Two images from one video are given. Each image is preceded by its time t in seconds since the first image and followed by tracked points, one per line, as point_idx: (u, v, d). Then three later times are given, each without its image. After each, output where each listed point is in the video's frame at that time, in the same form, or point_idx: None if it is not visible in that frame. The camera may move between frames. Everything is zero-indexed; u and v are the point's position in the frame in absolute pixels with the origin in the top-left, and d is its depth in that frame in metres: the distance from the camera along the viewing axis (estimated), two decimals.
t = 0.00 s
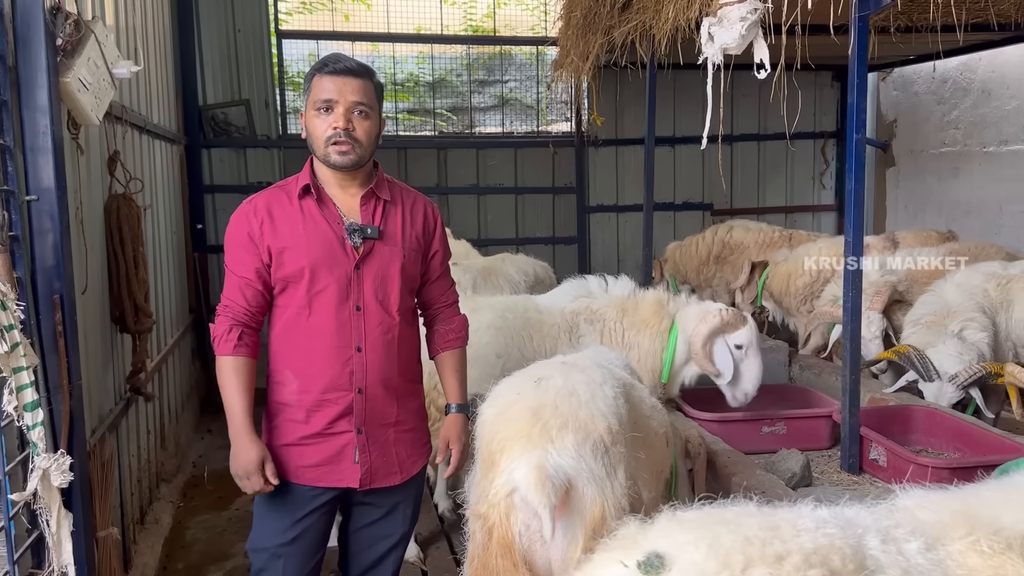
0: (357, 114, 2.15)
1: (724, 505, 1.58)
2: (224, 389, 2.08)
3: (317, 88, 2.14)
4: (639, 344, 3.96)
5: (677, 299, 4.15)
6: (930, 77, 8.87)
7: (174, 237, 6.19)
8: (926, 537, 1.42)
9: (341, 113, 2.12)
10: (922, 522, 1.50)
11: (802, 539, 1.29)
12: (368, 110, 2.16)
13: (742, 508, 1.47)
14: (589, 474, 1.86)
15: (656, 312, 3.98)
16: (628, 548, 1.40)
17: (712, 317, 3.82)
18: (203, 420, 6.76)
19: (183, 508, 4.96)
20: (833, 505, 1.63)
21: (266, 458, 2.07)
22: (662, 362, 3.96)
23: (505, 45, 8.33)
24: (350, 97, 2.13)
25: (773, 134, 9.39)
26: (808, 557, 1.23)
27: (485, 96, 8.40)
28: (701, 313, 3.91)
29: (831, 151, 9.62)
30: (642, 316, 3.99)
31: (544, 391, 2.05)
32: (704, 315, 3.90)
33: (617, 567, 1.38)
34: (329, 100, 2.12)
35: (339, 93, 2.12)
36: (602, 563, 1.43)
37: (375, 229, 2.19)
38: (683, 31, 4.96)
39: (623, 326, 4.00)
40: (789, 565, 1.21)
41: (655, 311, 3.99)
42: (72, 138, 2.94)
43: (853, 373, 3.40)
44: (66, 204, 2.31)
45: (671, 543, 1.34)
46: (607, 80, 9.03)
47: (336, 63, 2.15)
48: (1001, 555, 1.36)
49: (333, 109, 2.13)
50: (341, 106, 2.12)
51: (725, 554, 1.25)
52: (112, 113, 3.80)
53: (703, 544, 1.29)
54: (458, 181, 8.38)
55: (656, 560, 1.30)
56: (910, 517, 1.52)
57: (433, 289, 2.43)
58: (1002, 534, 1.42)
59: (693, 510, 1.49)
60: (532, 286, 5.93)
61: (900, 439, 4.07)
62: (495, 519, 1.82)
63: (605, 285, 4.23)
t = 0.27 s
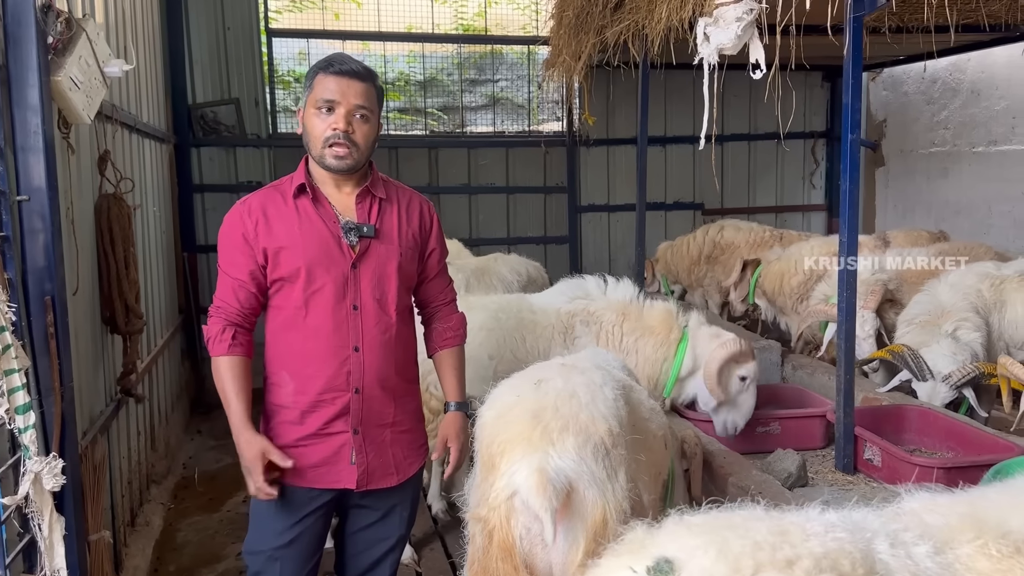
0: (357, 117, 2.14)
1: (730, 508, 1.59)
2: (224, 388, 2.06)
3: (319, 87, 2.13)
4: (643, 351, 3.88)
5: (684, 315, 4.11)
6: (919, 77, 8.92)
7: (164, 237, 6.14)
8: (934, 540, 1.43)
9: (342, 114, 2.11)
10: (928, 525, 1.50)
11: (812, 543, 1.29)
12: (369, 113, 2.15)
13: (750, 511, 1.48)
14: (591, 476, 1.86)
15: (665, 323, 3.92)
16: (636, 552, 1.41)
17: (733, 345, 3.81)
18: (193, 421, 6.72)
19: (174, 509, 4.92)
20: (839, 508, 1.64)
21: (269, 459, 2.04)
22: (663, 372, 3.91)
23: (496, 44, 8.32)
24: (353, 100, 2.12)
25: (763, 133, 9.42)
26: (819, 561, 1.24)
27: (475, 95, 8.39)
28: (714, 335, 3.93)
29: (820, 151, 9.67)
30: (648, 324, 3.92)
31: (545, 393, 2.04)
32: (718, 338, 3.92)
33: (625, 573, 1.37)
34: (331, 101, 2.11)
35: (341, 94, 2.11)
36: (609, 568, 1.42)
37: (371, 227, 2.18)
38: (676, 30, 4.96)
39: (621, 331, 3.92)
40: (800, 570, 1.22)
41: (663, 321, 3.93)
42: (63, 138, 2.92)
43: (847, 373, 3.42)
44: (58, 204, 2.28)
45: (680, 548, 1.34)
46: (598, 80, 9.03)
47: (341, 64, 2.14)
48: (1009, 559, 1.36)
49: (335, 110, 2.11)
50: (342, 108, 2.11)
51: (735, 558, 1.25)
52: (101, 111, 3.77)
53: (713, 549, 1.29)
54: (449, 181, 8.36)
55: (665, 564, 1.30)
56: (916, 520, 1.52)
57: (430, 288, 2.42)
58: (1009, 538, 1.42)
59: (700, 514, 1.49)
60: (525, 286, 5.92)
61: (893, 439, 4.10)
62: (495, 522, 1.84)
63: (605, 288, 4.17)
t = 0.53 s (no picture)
0: (362, 117, 2.13)
1: (740, 510, 1.60)
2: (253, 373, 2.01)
3: (321, 87, 2.10)
4: (651, 358, 3.88)
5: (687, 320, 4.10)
6: (908, 77, 8.99)
7: (153, 236, 6.08)
8: (945, 541, 1.44)
9: (346, 114, 2.10)
10: (939, 525, 1.51)
11: (825, 545, 1.30)
12: (372, 113, 2.14)
13: (760, 513, 1.49)
14: (593, 477, 1.87)
15: (670, 329, 3.93)
16: (648, 555, 1.41)
17: (744, 362, 3.90)
18: (182, 422, 6.67)
19: (163, 511, 4.88)
20: (848, 509, 1.65)
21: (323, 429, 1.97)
22: (668, 381, 3.93)
23: (487, 43, 8.31)
24: (357, 100, 2.10)
25: (752, 133, 9.46)
26: (832, 563, 1.25)
27: (466, 94, 8.37)
28: (718, 349, 4.01)
29: (810, 151, 9.71)
30: (653, 329, 3.93)
31: (546, 393, 2.06)
32: (721, 353, 4.01)
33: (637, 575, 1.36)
34: (334, 101, 2.09)
35: (345, 94, 2.09)
36: (620, 570, 1.41)
37: (368, 227, 2.17)
38: (669, 30, 4.98)
39: (621, 332, 3.93)
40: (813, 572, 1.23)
41: (669, 328, 3.94)
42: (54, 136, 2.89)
43: (841, 370, 3.43)
44: (50, 203, 2.26)
45: (693, 550, 1.34)
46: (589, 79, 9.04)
47: (344, 63, 2.12)
48: (1021, 560, 1.38)
49: (339, 110, 2.10)
50: (347, 108, 2.10)
51: (748, 560, 1.25)
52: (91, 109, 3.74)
53: (725, 551, 1.29)
54: (440, 180, 8.34)
55: (678, 566, 1.30)
56: (926, 521, 1.53)
57: (427, 288, 2.42)
58: (1020, 539, 1.43)
59: (710, 516, 1.49)
60: (518, 285, 5.92)
61: (887, 437, 4.13)
62: (497, 524, 1.84)
63: (605, 289, 4.18)
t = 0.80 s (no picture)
0: (352, 109, 2.12)
1: (745, 510, 1.61)
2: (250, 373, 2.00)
3: (312, 82, 2.11)
4: (642, 347, 3.92)
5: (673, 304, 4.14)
6: (897, 77, 9.06)
7: (141, 235, 6.04)
8: (949, 540, 1.45)
9: (337, 107, 2.09)
10: (942, 524, 1.53)
11: (831, 544, 1.31)
12: (364, 106, 2.13)
13: (765, 513, 1.49)
14: (594, 476, 1.87)
15: (658, 316, 3.98)
16: (654, 555, 1.41)
17: (736, 338, 3.91)
18: (171, 422, 6.63)
19: (153, 511, 4.84)
20: (850, 508, 1.66)
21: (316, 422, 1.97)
22: (661, 366, 3.94)
23: (477, 41, 8.30)
24: (347, 93, 2.10)
25: (742, 133, 9.50)
26: (840, 562, 1.26)
27: (456, 92, 8.36)
28: (711, 326, 4.01)
29: (799, 150, 9.76)
30: (642, 320, 3.98)
31: (546, 393, 2.06)
32: (715, 329, 4.01)
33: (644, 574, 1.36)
34: (325, 95, 2.09)
35: (335, 87, 2.10)
36: (626, 570, 1.41)
37: (367, 225, 2.16)
38: (661, 29, 5.00)
39: (617, 329, 3.96)
40: (821, 571, 1.23)
41: (655, 315, 3.99)
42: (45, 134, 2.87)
43: (834, 370, 3.46)
44: (41, 202, 2.23)
45: (700, 550, 1.34)
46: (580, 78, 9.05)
47: (333, 58, 2.13)
48: None
49: (329, 104, 2.10)
50: (337, 101, 2.10)
51: (756, 559, 1.26)
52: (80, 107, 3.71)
53: (733, 551, 1.30)
54: (431, 179, 8.32)
55: (686, 566, 1.30)
56: (930, 520, 1.54)
57: (424, 288, 2.41)
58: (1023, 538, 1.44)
59: (714, 516, 1.50)
60: (509, 284, 5.92)
61: (878, 435, 4.16)
62: (497, 523, 1.85)
63: (597, 286, 4.19)
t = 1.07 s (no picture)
0: (344, 109, 2.11)
1: (746, 510, 1.62)
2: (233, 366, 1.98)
3: (302, 83, 2.10)
4: (635, 347, 3.93)
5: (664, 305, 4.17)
6: (886, 78, 9.12)
7: (130, 235, 5.99)
8: (949, 539, 1.46)
9: (328, 108, 2.09)
10: (941, 523, 1.53)
11: (832, 545, 1.31)
12: (355, 105, 2.13)
13: (766, 513, 1.50)
14: (591, 476, 1.88)
15: (650, 315, 3.99)
16: (656, 556, 1.42)
17: (727, 335, 3.92)
18: (160, 422, 6.59)
19: (143, 512, 4.81)
20: (850, 508, 1.67)
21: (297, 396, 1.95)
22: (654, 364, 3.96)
23: (468, 40, 8.30)
24: (337, 92, 2.09)
25: (732, 133, 9.54)
26: (841, 562, 1.26)
27: (446, 91, 8.35)
28: (703, 325, 4.04)
29: (788, 150, 9.81)
30: (635, 319, 3.98)
31: (542, 393, 2.07)
32: (707, 328, 4.04)
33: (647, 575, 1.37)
34: (315, 95, 2.08)
35: (325, 87, 2.09)
36: (628, 571, 1.42)
37: (361, 224, 2.16)
38: (653, 29, 5.01)
39: (611, 327, 3.98)
40: (823, 571, 1.24)
41: (649, 314, 3.99)
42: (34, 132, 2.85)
43: (827, 370, 3.48)
44: (31, 201, 2.21)
45: (702, 551, 1.35)
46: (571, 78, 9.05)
47: (321, 58, 2.12)
48: None
49: (320, 104, 2.09)
50: (328, 101, 2.09)
51: (759, 560, 1.26)
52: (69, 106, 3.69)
53: (735, 551, 1.30)
54: (422, 178, 8.30)
55: (688, 566, 1.31)
56: (929, 519, 1.55)
57: (418, 288, 2.41)
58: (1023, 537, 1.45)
59: (714, 517, 1.51)
60: (501, 284, 5.92)
61: (870, 434, 4.19)
62: (495, 523, 1.86)
63: (592, 285, 4.20)
